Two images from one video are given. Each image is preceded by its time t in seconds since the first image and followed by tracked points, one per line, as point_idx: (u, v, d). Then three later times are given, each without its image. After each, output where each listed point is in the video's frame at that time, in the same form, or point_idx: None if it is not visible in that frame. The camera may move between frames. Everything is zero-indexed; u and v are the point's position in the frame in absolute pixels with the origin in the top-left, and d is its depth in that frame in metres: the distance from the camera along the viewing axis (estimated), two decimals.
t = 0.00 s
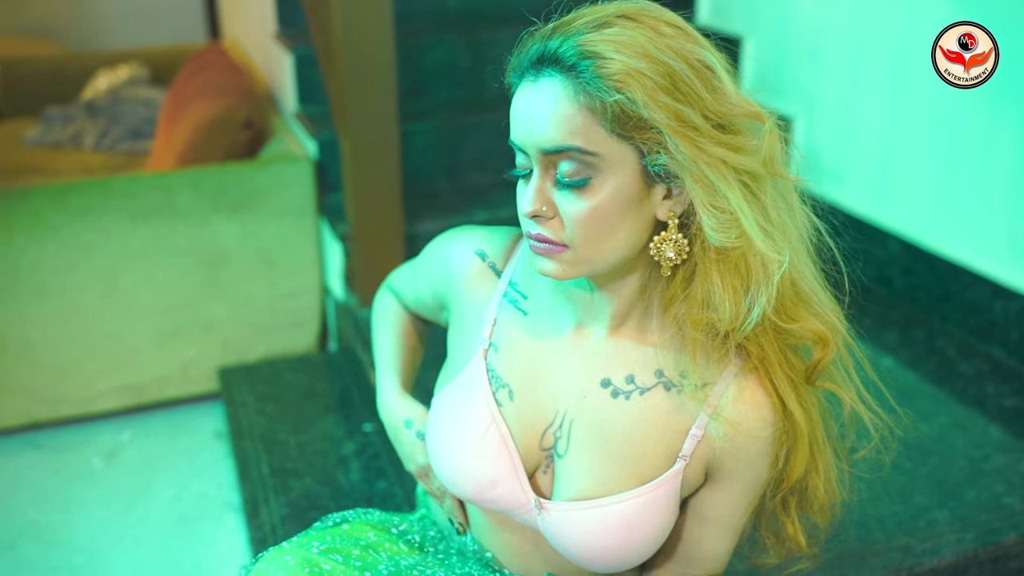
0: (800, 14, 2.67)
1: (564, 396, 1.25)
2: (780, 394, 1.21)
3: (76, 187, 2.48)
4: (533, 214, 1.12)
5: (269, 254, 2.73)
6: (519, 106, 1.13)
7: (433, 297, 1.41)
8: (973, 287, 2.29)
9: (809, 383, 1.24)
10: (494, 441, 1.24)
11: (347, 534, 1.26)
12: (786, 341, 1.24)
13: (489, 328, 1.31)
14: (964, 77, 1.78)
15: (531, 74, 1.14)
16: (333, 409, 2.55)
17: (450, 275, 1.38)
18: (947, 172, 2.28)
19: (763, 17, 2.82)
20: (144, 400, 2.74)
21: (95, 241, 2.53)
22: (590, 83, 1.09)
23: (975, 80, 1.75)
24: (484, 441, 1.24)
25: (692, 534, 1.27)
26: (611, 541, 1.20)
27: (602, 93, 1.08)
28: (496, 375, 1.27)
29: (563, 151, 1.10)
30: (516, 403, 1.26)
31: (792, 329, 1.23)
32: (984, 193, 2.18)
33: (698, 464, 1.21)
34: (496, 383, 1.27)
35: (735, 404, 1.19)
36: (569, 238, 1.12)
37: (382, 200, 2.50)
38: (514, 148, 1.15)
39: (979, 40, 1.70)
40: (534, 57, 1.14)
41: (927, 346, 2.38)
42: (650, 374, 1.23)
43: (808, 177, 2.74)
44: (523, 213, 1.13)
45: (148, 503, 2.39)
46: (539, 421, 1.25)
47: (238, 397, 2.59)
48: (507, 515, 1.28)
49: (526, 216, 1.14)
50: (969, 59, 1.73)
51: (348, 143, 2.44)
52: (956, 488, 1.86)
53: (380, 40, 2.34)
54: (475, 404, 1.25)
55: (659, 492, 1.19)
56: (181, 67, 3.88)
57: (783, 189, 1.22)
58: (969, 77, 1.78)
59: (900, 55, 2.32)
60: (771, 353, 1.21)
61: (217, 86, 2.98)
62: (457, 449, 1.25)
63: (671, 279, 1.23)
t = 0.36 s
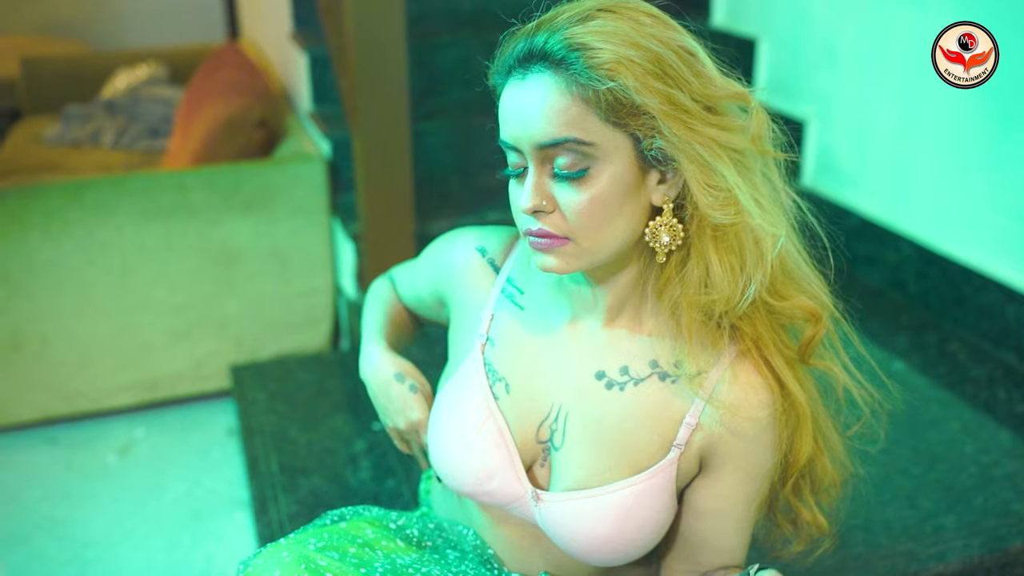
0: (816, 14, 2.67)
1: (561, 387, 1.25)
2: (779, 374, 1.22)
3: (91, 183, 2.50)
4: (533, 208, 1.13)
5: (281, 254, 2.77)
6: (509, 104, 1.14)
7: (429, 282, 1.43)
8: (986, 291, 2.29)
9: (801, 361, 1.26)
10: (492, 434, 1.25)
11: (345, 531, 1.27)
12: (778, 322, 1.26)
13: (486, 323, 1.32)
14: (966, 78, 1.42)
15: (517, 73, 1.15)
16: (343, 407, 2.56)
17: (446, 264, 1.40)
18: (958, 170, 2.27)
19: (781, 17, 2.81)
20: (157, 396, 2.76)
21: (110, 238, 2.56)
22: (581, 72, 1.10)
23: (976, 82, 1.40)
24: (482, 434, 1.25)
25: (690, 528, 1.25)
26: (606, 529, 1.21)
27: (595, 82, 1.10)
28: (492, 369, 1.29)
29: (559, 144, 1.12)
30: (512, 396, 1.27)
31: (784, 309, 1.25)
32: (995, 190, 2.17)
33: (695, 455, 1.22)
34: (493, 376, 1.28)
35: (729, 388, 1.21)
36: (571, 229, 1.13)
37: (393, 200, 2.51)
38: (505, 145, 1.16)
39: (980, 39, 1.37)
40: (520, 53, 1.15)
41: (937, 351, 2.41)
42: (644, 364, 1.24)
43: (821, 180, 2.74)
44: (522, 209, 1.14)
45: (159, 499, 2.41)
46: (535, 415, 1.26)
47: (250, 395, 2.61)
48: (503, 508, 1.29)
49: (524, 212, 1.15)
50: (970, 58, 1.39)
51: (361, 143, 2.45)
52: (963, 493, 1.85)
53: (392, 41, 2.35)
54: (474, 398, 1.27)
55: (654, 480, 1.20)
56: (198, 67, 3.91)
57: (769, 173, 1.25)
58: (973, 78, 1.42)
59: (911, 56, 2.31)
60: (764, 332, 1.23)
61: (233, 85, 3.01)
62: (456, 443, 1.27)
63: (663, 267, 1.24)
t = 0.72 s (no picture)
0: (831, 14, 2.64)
1: (568, 377, 1.27)
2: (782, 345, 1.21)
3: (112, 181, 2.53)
4: (554, 203, 1.13)
5: (299, 253, 2.78)
6: (517, 105, 1.15)
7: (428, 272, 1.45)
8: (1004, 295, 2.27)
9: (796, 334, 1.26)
10: (501, 427, 1.26)
11: (351, 530, 1.28)
12: (772, 295, 1.27)
13: (493, 320, 1.34)
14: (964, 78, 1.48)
15: (520, 76, 1.17)
16: (358, 406, 2.58)
17: (451, 255, 1.43)
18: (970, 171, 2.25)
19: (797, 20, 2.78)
20: (175, 393, 2.79)
21: (130, 235, 2.58)
22: (588, 63, 1.12)
23: (976, 82, 1.46)
24: (492, 427, 1.27)
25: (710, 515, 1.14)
26: (618, 513, 1.19)
27: (605, 71, 1.12)
28: (500, 364, 1.30)
29: (574, 137, 1.13)
30: (520, 390, 1.28)
31: (774, 283, 1.27)
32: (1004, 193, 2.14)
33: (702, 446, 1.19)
34: (501, 371, 1.30)
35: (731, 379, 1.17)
36: (594, 219, 1.14)
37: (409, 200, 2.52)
38: (514, 146, 1.17)
39: (979, 38, 1.43)
40: (521, 54, 1.17)
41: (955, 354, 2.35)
42: (651, 352, 1.23)
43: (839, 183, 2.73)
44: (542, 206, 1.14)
45: (175, 495, 2.43)
46: (544, 408, 1.26)
47: (266, 393, 2.63)
48: (516, 503, 1.30)
49: (541, 209, 1.16)
50: (969, 59, 1.46)
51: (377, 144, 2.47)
52: (976, 500, 1.84)
53: (409, 42, 2.36)
54: (483, 393, 1.28)
55: (665, 466, 1.19)
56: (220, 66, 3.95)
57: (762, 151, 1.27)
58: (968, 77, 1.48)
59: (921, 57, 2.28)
60: (760, 305, 1.23)
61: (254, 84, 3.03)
62: (467, 436, 1.28)
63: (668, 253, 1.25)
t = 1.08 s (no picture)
0: (846, 21, 2.63)
1: (578, 375, 1.28)
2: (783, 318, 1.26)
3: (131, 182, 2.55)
4: (577, 195, 1.15)
5: (314, 253, 2.78)
6: (528, 108, 1.20)
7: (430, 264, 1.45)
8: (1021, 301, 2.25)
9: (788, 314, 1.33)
10: (515, 426, 1.27)
11: (362, 532, 1.29)
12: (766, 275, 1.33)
13: (507, 322, 1.35)
14: (962, 78, 1.53)
15: (525, 83, 1.23)
16: (372, 406, 2.59)
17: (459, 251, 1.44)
18: (983, 179, 2.25)
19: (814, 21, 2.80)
20: (192, 391, 2.81)
21: (149, 235, 2.61)
22: (590, 56, 1.19)
23: (976, 81, 1.49)
24: (506, 427, 1.28)
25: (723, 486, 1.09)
26: (632, 502, 1.18)
27: (608, 61, 1.18)
28: (513, 365, 1.32)
29: (587, 130, 1.17)
30: (532, 391, 1.29)
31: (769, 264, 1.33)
32: None
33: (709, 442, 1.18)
34: (514, 373, 1.31)
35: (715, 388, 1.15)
36: (616, 206, 1.16)
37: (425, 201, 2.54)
38: (527, 151, 1.21)
39: (979, 39, 1.45)
40: (522, 61, 1.23)
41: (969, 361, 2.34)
42: (658, 344, 1.25)
43: (857, 186, 2.76)
44: (564, 200, 1.16)
45: (191, 492, 2.45)
46: (558, 407, 1.27)
47: (282, 392, 2.65)
48: (530, 503, 1.29)
49: (562, 205, 1.18)
50: (969, 59, 1.48)
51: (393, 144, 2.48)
52: (989, 507, 1.83)
53: (426, 44, 2.37)
54: (496, 393, 1.30)
55: (677, 453, 1.18)
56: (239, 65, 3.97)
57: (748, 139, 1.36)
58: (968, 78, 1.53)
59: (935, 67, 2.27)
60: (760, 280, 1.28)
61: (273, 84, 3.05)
62: (481, 435, 1.29)
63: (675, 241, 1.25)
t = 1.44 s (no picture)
0: (858, 31, 2.68)
1: (586, 379, 1.29)
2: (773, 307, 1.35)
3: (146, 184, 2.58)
4: (582, 194, 1.16)
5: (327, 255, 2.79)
6: (528, 114, 1.23)
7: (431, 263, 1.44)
8: None
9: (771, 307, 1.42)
10: (525, 431, 1.27)
11: (372, 535, 1.31)
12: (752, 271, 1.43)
13: (516, 329, 1.34)
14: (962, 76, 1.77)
15: (522, 91, 1.25)
16: (383, 407, 2.61)
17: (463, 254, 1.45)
18: (997, 182, 2.26)
19: (828, 27, 2.82)
20: (204, 391, 2.83)
21: (163, 236, 2.63)
22: (585, 58, 1.23)
23: (975, 80, 1.73)
24: (516, 431, 1.27)
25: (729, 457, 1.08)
26: (643, 497, 1.20)
27: (606, 64, 1.23)
28: (522, 370, 1.31)
29: (590, 130, 1.19)
30: (542, 397, 1.29)
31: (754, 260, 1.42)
32: None
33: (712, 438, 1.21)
34: (523, 378, 1.30)
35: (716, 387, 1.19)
36: (621, 205, 1.17)
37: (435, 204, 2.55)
38: (531, 158, 1.22)
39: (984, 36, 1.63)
40: (519, 70, 1.26)
41: (979, 367, 2.32)
42: (660, 341, 1.29)
43: (867, 193, 2.77)
44: (571, 201, 1.17)
45: (203, 492, 2.47)
46: (567, 412, 1.28)
47: (294, 393, 2.67)
48: (541, 507, 1.29)
49: (568, 208, 1.19)
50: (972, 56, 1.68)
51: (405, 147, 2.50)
52: (996, 514, 1.83)
53: (438, 49, 2.39)
54: (506, 397, 1.29)
55: (683, 447, 1.20)
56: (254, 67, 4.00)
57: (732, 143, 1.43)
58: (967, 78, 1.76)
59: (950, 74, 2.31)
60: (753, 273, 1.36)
61: (286, 87, 3.07)
62: (491, 439, 1.28)
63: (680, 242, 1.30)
